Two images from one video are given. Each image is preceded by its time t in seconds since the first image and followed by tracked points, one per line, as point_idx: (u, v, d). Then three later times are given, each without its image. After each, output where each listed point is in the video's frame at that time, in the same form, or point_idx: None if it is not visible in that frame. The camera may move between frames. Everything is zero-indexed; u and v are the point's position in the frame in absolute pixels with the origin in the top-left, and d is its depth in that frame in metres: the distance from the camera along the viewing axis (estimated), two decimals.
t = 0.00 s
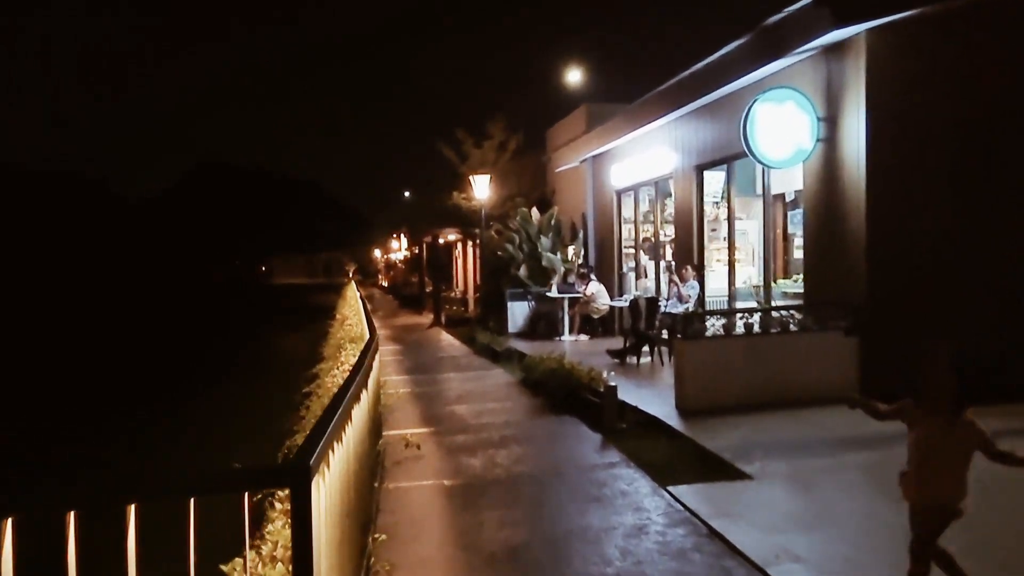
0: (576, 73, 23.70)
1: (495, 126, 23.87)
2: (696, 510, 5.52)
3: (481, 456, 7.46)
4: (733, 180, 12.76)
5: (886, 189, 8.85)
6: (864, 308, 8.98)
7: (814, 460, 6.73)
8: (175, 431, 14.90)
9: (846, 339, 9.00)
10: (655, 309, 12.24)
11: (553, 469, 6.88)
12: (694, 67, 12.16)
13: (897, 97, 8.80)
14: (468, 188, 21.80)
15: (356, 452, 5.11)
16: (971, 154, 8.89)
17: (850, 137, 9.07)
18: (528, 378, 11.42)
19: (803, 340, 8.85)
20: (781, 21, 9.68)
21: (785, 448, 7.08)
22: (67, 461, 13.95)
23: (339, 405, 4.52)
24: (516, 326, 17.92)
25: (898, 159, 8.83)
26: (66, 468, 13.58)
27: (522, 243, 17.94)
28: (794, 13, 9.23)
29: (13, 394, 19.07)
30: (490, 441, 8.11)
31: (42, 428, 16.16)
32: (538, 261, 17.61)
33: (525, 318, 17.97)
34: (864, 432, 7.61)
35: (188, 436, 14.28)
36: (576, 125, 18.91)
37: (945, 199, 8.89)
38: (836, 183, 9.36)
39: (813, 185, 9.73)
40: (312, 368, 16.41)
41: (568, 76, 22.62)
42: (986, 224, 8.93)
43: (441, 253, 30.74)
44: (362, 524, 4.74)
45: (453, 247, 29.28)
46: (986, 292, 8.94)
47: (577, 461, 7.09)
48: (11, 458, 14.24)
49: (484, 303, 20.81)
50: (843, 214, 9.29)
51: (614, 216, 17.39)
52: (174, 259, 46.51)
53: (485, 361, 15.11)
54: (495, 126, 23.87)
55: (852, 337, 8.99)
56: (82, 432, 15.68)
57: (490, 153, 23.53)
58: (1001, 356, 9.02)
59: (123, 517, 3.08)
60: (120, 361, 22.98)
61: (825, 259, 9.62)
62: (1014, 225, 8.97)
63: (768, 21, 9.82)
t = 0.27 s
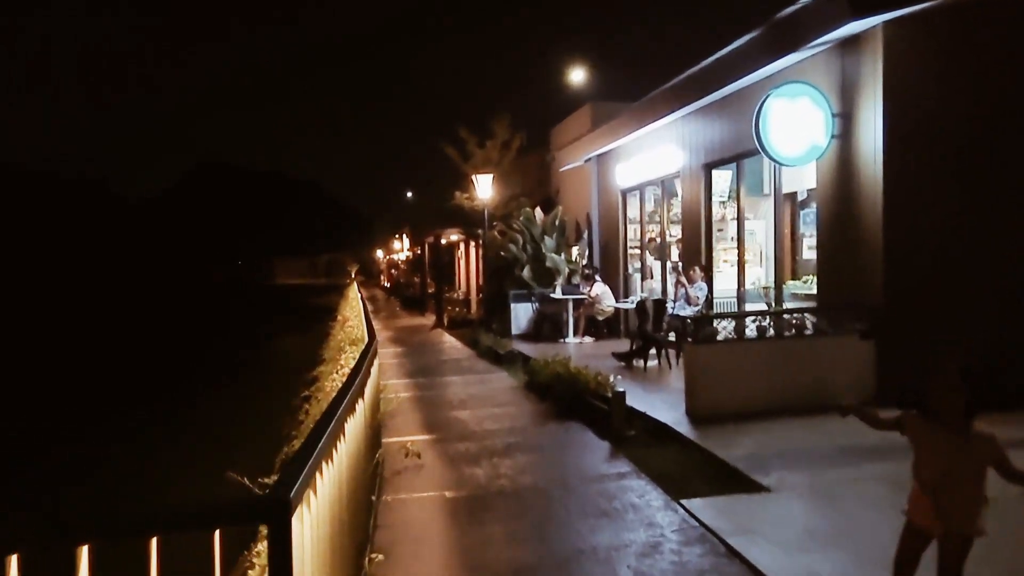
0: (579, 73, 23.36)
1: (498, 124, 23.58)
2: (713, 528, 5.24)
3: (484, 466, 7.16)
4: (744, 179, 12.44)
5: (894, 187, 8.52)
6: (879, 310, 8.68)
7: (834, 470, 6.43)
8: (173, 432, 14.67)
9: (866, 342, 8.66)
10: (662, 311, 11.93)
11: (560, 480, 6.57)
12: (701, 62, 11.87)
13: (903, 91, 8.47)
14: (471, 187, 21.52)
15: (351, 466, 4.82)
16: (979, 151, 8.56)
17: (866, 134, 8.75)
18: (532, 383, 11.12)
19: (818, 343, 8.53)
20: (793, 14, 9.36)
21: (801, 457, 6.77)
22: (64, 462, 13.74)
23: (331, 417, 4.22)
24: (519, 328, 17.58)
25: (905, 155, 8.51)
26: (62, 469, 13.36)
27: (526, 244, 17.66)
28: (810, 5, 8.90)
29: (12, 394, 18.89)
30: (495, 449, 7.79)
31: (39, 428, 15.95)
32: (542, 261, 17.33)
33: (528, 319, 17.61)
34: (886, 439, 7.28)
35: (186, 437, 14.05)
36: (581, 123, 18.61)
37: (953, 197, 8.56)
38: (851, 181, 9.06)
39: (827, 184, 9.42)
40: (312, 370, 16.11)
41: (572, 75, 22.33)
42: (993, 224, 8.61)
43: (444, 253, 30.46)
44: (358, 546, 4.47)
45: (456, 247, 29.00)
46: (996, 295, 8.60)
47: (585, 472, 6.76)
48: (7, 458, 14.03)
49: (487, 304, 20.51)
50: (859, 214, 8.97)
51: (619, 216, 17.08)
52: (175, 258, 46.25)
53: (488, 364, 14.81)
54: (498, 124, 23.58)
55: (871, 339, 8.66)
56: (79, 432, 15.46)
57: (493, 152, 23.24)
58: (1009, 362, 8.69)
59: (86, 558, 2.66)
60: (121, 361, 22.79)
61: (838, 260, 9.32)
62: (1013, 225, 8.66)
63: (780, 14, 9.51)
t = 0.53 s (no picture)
0: (586, 72, 23.07)
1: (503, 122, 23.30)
2: (730, 545, 4.95)
3: (488, 474, 6.88)
4: (755, 177, 12.14)
5: (907, 185, 8.21)
6: (896, 312, 8.37)
7: (853, 481, 6.13)
8: (172, 432, 14.49)
9: (885, 346, 8.33)
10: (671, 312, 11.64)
11: (566, 490, 6.27)
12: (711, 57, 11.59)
13: (917, 84, 8.15)
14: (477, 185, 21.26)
15: (344, 478, 4.54)
16: (999, 147, 8.22)
17: (885, 131, 8.44)
18: (538, 385, 10.84)
19: (835, 347, 8.23)
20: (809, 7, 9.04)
21: (817, 468, 6.46)
22: (62, 462, 13.55)
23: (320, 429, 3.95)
24: (525, 328, 17.22)
25: (923, 152, 8.18)
26: (60, 469, 13.18)
27: (532, 243, 17.41)
28: None
29: (13, 393, 18.78)
30: (499, 456, 7.51)
31: (38, 428, 15.80)
32: (548, 261, 17.06)
33: (534, 320, 17.29)
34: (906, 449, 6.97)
35: (186, 437, 13.85)
36: (589, 121, 18.32)
37: (971, 195, 8.23)
38: (868, 180, 8.75)
39: (843, 182, 9.11)
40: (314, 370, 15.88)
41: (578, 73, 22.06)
42: (1015, 224, 8.26)
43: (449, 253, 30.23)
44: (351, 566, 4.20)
45: (461, 247, 28.78)
46: (1016, 298, 8.25)
47: (592, 482, 6.48)
48: (5, 457, 13.88)
49: (492, 305, 20.24)
50: (877, 214, 8.66)
51: (627, 216, 16.79)
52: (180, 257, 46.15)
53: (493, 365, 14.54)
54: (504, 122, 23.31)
55: (890, 344, 8.34)
56: (78, 432, 15.31)
57: (498, 150, 22.97)
58: None
59: None
60: (124, 360, 22.68)
61: (855, 262, 9.00)
62: None
63: (796, 6, 9.19)
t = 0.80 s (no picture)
0: (599, 69, 22.65)
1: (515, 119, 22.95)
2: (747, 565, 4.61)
3: (492, 481, 6.56)
4: (773, 173, 11.74)
5: (934, 180, 7.81)
6: (924, 313, 7.97)
7: (878, 494, 5.77)
8: (173, 432, 14.28)
9: (910, 350, 7.94)
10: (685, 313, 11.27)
11: (573, 500, 5.96)
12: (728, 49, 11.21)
13: (942, 74, 7.74)
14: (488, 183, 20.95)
15: (330, 490, 4.24)
16: None
17: (912, 123, 8.05)
18: (547, 388, 10.51)
19: (858, 350, 7.84)
20: None
21: (839, 478, 6.10)
22: (63, 462, 13.39)
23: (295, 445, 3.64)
24: (536, 328, 16.88)
25: (951, 145, 7.76)
26: (60, 469, 13.02)
27: (543, 242, 17.08)
28: None
29: (22, 390, 18.69)
30: (504, 462, 7.20)
31: (37, 428, 15.68)
32: (560, 260, 16.73)
33: (545, 320, 16.94)
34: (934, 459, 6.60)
35: (187, 437, 13.64)
36: (602, 117, 17.95)
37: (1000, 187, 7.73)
38: (894, 175, 8.37)
39: (867, 177, 8.73)
40: (320, 370, 15.63)
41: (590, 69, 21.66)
42: None
43: (461, 252, 29.94)
44: None
45: (473, 246, 28.48)
46: None
47: (600, 491, 6.15)
48: (5, 457, 13.73)
49: (502, 304, 19.93)
50: (903, 210, 8.27)
51: (640, 214, 16.41)
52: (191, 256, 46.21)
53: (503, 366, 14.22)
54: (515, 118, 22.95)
55: (916, 347, 7.94)
56: (79, 431, 15.16)
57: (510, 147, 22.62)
58: None
59: None
60: (136, 359, 22.60)
61: (879, 260, 8.62)
62: None
63: None
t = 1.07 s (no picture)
0: (612, 68, 22.32)
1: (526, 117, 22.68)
2: None
3: (497, 492, 6.30)
4: (791, 171, 11.41)
5: (962, 179, 7.48)
6: (949, 317, 7.64)
7: (903, 510, 5.46)
8: (174, 432, 14.13)
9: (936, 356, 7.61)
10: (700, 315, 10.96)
11: (581, 513, 5.69)
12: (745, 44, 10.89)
13: (970, 68, 7.41)
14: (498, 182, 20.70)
15: (315, 509, 3.97)
16: None
17: (939, 119, 7.70)
18: (557, 391, 10.24)
19: (881, 357, 7.51)
20: None
21: (861, 494, 5.77)
22: (63, 462, 13.27)
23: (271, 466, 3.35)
24: (547, 329, 16.60)
25: (979, 143, 7.43)
26: (60, 469, 12.91)
27: (555, 241, 16.82)
28: None
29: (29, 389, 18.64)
30: (510, 470, 6.93)
31: (44, 426, 15.55)
32: (571, 259, 16.45)
33: (556, 321, 16.63)
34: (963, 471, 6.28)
35: (189, 437, 13.48)
36: (615, 114, 17.65)
37: None
38: (919, 173, 8.02)
39: (891, 175, 8.38)
40: (327, 370, 15.45)
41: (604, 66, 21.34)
42: None
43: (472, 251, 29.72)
44: None
45: (484, 245, 28.25)
46: None
47: (609, 505, 5.88)
48: (5, 457, 13.62)
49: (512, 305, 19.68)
50: (929, 210, 7.93)
51: (654, 213, 16.09)
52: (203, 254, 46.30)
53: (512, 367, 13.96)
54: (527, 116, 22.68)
55: (942, 354, 7.61)
56: (85, 430, 15.02)
57: (522, 145, 22.35)
58: None
59: None
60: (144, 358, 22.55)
61: (903, 262, 8.28)
62: None
63: None
